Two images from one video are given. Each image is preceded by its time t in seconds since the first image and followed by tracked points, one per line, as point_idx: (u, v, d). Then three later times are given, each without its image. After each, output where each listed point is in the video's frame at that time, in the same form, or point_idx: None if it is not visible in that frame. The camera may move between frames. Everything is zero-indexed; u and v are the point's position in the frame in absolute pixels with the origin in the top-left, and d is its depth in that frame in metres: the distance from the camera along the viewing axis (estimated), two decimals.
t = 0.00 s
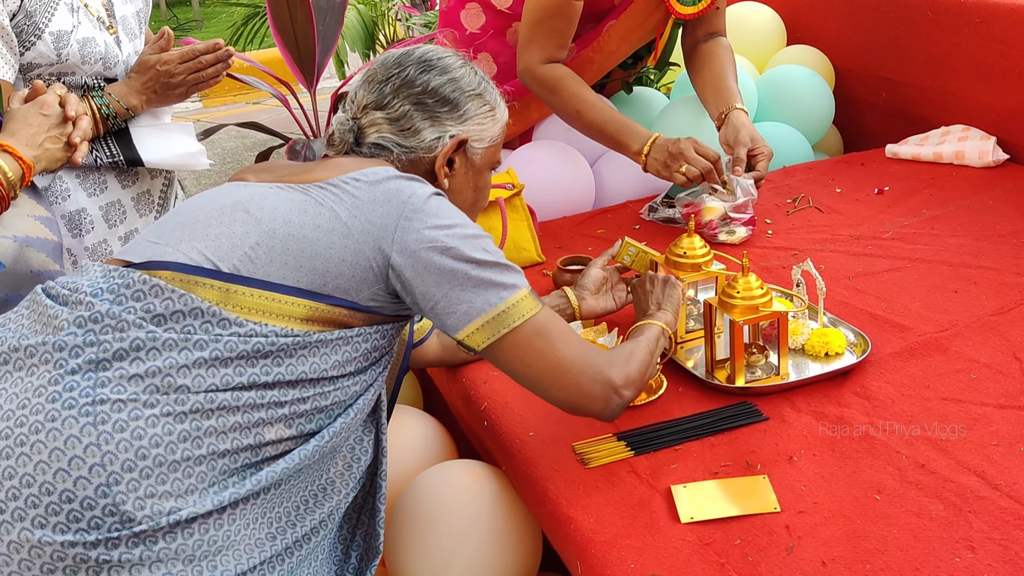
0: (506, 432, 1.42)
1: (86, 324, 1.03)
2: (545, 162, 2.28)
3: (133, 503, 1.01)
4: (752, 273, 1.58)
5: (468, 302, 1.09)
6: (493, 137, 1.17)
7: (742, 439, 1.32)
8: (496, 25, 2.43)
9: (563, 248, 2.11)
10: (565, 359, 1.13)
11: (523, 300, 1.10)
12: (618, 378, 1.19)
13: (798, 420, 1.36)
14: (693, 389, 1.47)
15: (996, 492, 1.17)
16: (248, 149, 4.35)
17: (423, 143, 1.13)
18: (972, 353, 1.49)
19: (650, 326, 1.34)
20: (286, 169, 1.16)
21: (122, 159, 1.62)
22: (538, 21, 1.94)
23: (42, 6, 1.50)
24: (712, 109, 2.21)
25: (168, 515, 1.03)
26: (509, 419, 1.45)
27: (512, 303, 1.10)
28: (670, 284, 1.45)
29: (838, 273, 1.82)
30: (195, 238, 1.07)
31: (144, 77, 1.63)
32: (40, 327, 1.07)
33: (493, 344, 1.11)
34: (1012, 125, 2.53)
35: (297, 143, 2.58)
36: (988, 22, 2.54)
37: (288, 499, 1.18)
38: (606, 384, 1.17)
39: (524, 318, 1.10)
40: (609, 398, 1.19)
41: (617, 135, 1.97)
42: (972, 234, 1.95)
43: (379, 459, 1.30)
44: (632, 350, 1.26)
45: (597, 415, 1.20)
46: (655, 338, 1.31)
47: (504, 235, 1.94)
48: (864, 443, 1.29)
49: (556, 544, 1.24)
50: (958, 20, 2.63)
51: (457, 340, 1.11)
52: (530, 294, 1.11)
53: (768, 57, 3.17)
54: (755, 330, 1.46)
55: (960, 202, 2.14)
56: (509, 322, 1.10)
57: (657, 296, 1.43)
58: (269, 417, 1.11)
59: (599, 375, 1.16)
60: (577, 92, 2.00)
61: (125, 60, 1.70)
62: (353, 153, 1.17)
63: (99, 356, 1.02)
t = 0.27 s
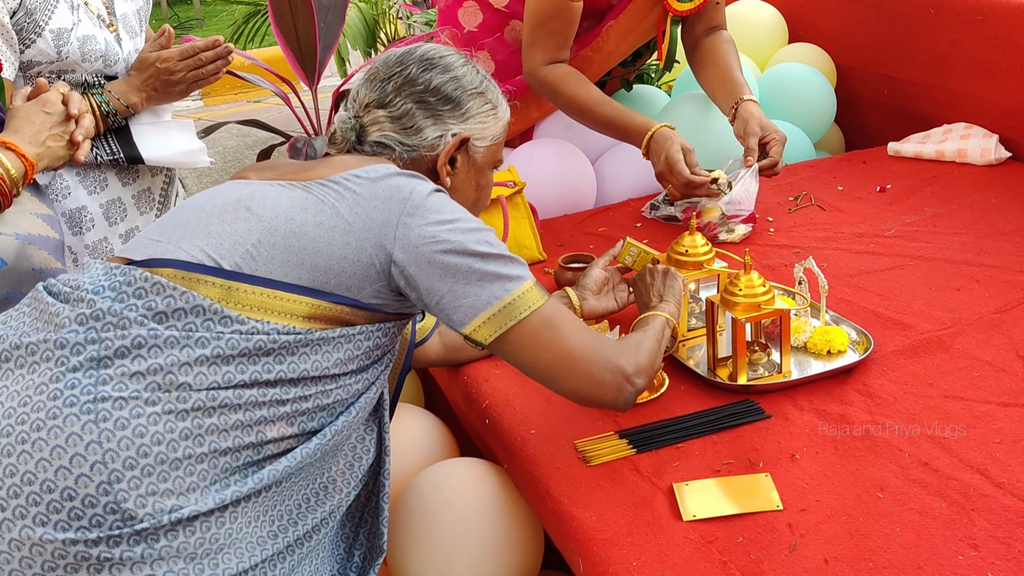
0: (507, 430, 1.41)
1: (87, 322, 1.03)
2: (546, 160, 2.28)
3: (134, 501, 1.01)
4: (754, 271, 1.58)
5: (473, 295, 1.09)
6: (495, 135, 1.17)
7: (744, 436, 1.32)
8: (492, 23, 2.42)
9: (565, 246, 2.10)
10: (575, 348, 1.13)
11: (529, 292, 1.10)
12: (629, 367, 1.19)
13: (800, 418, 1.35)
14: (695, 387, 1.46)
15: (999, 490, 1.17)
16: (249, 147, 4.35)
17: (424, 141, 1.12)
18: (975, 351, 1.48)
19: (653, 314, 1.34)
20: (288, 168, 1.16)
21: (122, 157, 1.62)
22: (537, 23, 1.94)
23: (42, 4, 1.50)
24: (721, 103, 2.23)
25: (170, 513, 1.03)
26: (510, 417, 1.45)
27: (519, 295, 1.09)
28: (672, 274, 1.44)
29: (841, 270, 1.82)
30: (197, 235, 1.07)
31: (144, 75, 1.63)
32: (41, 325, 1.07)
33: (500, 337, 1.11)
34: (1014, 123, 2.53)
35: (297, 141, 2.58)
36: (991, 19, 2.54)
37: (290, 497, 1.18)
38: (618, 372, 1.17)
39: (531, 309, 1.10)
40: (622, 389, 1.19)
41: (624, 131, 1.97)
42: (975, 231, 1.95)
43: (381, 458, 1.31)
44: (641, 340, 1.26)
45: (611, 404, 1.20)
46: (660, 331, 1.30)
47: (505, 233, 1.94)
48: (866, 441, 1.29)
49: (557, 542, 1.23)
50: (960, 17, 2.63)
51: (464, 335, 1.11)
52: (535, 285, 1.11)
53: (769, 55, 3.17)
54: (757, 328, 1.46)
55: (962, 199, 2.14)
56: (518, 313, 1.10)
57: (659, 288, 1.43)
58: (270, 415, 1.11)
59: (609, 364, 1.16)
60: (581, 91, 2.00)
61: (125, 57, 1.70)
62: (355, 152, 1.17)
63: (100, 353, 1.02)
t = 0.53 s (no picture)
0: (508, 428, 1.41)
1: (88, 319, 1.03)
2: (547, 158, 2.28)
3: (134, 499, 1.01)
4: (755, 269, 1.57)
5: (471, 298, 1.09)
6: (496, 134, 1.17)
7: (746, 434, 1.32)
8: (491, 21, 2.42)
9: (566, 244, 2.10)
10: (569, 354, 1.13)
11: (525, 296, 1.10)
12: (616, 374, 1.18)
13: (801, 416, 1.35)
14: (696, 385, 1.46)
15: (1000, 488, 1.17)
16: (249, 146, 4.35)
17: (425, 140, 1.12)
18: (976, 349, 1.48)
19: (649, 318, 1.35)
20: (289, 167, 1.16)
21: (123, 155, 1.63)
22: (528, 16, 1.94)
23: (44, 2, 1.50)
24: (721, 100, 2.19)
25: (170, 511, 1.03)
26: (511, 415, 1.45)
27: (515, 300, 1.09)
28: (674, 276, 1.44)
29: (842, 269, 1.82)
30: (198, 234, 1.07)
31: (145, 73, 1.63)
32: (42, 323, 1.07)
33: (495, 340, 1.11)
34: (1015, 121, 2.52)
35: (297, 140, 2.58)
36: (993, 17, 2.53)
37: (290, 496, 1.18)
38: (609, 379, 1.17)
39: (528, 314, 1.10)
40: (606, 396, 1.18)
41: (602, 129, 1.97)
42: (976, 229, 1.94)
43: (381, 456, 1.31)
44: (632, 346, 1.25)
45: (596, 411, 1.20)
46: (657, 336, 1.31)
47: (506, 232, 1.94)
48: (868, 439, 1.29)
49: (559, 541, 1.23)
50: (961, 15, 2.63)
51: (459, 337, 1.11)
52: (532, 290, 1.11)
53: (769, 52, 3.17)
54: (758, 326, 1.46)
55: (964, 197, 2.14)
56: (513, 317, 1.09)
57: (660, 292, 1.42)
58: (271, 413, 1.11)
59: (601, 370, 1.16)
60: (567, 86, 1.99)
61: (126, 56, 1.70)
62: (356, 151, 1.17)
63: (101, 351, 1.02)
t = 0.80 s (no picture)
0: (509, 426, 1.41)
1: (90, 316, 1.03)
2: (548, 156, 2.28)
3: (137, 494, 1.01)
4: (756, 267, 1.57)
5: (469, 296, 1.09)
6: (496, 131, 1.17)
7: (746, 432, 1.32)
8: (493, 20, 2.42)
9: (566, 242, 2.10)
10: (565, 355, 1.13)
11: (523, 296, 1.10)
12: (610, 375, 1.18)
13: (802, 413, 1.35)
14: (696, 383, 1.46)
15: (1001, 485, 1.17)
16: (250, 144, 4.35)
17: (425, 138, 1.12)
18: (977, 346, 1.48)
19: (646, 319, 1.35)
20: (290, 164, 1.16)
21: (125, 153, 1.63)
22: (524, 12, 1.94)
23: None
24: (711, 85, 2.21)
25: (172, 506, 1.03)
26: (512, 412, 1.45)
27: (513, 300, 1.09)
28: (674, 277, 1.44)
29: (843, 266, 1.82)
30: (200, 231, 1.07)
31: (147, 71, 1.63)
32: (45, 319, 1.07)
33: (493, 339, 1.11)
34: (1016, 118, 2.52)
35: (298, 138, 2.58)
36: (994, 15, 2.53)
37: (291, 493, 1.18)
38: (604, 381, 1.17)
39: (525, 314, 1.10)
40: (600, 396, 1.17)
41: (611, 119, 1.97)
42: (977, 227, 1.94)
43: (382, 453, 1.31)
44: (624, 346, 1.26)
45: (589, 412, 1.19)
46: (654, 338, 1.32)
47: (507, 230, 1.94)
48: (869, 436, 1.29)
49: (559, 538, 1.23)
50: (962, 12, 2.62)
51: (458, 335, 1.11)
52: (530, 290, 1.11)
53: (770, 50, 3.16)
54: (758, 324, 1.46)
55: (964, 195, 2.14)
56: (509, 318, 1.09)
57: (661, 293, 1.42)
58: (273, 409, 1.11)
59: (596, 372, 1.16)
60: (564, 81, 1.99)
61: (129, 54, 1.70)
62: (356, 149, 1.17)
63: (103, 348, 1.02)
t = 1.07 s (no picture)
0: (507, 425, 1.41)
1: (88, 313, 1.03)
2: (546, 155, 2.28)
3: (133, 491, 1.01)
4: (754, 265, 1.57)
5: (464, 295, 1.09)
6: (493, 127, 1.17)
7: (744, 431, 1.32)
8: (498, 18, 2.41)
9: (564, 241, 2.10)
10: (559, 356, 1.13)
11: (517, 297, 1.10)
12: (602, 379, 1.17)
13: (799, 412, 1.35)
14: (694, 382, 1.46)
15: (998, 484, 1.17)
16: (248, 143, 4.35)
17: (422, 134, 1.12)
18: (974, 345, 1.48)
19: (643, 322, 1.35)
20: (287, 161, 1.16)
21: (123, 152, 1.62)
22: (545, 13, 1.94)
23: None
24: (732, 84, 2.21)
25: (169, 503, 1.03)
26: (510, 411, 1.44)
27: (508, 300, 1.09)
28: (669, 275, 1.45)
29: (841, 265, 1.81)
30: (197, 228, 1.07)
31: (145, 69, 1.62)
32: (43, 317, 1.07)
33: (487, 339, 1.11)
34: (1015, 117, 2.52)
35: (296, 136, 2.57)
36: (992, 13, 2.53)
37: (289, 491, 1.18)
38: (596, 384, 1.17)
39: (520, 314, 1.10)
40: (591, 399, 1.17)
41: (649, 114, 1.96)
42: (975, 226, 1.94)
43: (380, 451, 1.30)
44: (619, 348, 1.25)
45: (578, 415, 1.19)
46: (649, 340, 1.32)
47: (505, 229, 1.93)
48: (866, 435, 1.29)
49: (557, 537, 1.23)
50: (961, 11, 2.62)
51: (452, 334, 1.11)
52: (526, 290, 1.11)
53: (769, 49, 3.16)
54: (756, 322, 1.46)
55: (962, 193, 2.13)
56: (504, 318, 1.09)
57: (660, 296, 1.42)
58: (270, 407, 1.11)
59: (587, 376, 1.16)
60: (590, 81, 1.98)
61: (127, 52, 1.69)
62: (353, 145, 1.17)
63: (101, 344, 1.02)
